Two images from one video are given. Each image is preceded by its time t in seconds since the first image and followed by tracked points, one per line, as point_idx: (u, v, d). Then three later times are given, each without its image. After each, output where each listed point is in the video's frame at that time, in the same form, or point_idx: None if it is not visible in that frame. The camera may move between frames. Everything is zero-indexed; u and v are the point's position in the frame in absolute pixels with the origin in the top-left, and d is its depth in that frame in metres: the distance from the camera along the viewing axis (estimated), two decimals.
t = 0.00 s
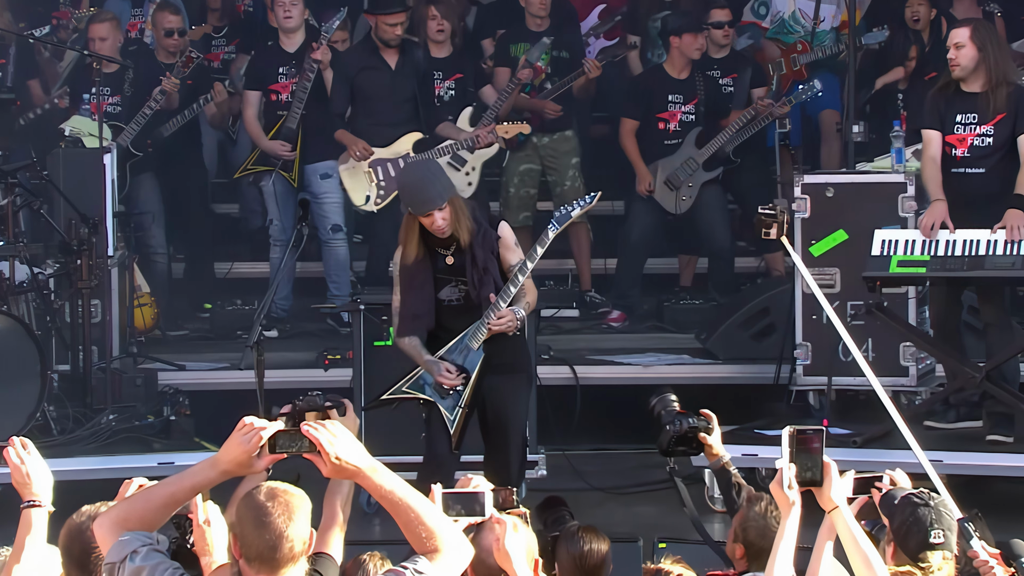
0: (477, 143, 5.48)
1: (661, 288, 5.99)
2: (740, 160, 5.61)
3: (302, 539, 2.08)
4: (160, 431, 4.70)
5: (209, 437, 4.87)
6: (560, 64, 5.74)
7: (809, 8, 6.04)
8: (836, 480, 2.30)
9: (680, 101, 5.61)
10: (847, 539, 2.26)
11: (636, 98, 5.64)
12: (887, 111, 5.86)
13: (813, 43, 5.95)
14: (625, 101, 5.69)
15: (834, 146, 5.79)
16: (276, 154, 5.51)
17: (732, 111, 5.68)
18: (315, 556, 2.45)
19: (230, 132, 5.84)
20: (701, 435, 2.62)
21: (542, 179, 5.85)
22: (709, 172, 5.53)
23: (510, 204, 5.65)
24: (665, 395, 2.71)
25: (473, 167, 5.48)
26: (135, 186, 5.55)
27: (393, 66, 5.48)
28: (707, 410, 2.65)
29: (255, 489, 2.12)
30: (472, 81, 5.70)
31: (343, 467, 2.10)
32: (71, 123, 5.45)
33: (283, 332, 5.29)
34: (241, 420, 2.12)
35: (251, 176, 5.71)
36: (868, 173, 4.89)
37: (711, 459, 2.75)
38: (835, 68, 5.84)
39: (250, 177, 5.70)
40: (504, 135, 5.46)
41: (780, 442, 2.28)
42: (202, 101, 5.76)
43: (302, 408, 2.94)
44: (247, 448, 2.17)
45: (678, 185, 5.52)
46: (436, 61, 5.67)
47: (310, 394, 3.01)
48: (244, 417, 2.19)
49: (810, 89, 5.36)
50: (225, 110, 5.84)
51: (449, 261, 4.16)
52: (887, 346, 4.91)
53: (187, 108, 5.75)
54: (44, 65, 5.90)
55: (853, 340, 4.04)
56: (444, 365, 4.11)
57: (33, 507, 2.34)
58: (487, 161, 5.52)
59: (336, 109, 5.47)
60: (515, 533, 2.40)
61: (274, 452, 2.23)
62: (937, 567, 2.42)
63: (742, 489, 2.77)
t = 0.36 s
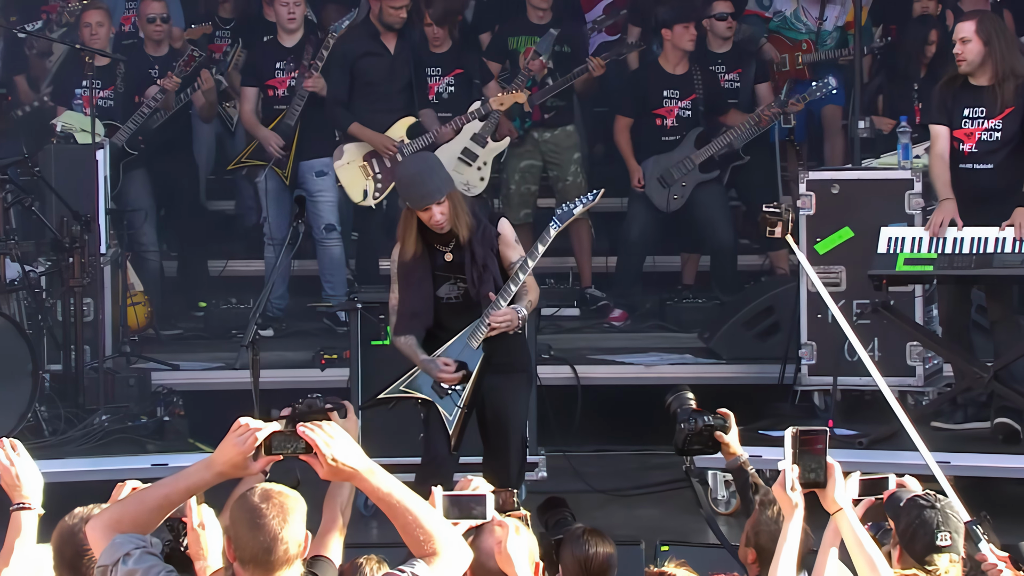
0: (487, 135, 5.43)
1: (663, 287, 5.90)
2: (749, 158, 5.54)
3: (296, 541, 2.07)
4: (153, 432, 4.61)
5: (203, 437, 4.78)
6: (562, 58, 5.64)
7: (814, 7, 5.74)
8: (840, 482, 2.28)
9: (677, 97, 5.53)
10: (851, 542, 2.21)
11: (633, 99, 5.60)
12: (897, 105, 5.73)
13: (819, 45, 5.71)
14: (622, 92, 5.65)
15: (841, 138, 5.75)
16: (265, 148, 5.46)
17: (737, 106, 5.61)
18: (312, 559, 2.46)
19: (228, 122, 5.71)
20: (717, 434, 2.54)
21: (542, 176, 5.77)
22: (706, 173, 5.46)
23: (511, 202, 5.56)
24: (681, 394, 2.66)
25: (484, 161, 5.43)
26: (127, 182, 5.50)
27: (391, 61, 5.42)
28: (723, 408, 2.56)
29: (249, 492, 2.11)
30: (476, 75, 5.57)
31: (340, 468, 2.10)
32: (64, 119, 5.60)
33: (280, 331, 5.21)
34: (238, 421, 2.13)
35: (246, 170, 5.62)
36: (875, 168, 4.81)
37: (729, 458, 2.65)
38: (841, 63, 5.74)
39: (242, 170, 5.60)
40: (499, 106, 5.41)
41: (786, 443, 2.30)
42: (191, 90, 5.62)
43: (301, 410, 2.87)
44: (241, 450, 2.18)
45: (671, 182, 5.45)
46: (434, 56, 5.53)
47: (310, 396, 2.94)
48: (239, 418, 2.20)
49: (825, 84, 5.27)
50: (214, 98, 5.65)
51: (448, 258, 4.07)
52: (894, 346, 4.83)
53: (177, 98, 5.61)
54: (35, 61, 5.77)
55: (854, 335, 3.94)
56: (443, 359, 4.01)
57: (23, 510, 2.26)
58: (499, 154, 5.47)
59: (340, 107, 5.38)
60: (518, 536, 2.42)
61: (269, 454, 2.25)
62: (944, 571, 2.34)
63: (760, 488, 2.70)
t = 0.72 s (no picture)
0: (485, 137, 5.39)
1: (665, 286, 5.82)
2: (757, 156, 5.46)
3: (291, 544, 2.05)
4: (147, 433, 4.53)
5: (197, 439, 4.70)
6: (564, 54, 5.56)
7: None
8: (843, 485, 2.25)
9: (670, 100, 5.47)
10: (856, 548, 2.20)
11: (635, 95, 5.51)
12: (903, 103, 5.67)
13: (821, 37, 5.67)
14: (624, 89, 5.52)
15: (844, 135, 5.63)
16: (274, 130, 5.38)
17: (743, 103, 5.50)
18: (311, 563, 2.46)
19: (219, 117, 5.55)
20: (723, 432, 2.45)
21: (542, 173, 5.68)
22: (701, 173, 5.38)
23: (511, 198, 5.48)
24: (687, 393, 2.59)
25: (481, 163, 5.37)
26: (121, 177, 5.38)
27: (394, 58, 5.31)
28: (731, 407, 2.48)
29: (244, 492, 2.09)
30: (476, 74, 5.49)
31: (337, 472, 2.07)
32: (55, 114, 5.46)
33: (275, 331, 5.12)
34: (231, 424, 2.13)
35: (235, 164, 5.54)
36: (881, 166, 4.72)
37: (737, 458, 2.61)
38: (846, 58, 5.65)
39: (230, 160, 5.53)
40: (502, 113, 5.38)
41: (788, 444, 2.26)
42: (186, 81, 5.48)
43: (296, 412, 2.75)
44: (234, 452, 2.18)
45: (666, 182, 5.37)
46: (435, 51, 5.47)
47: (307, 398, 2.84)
48: (233, 420, 2.21)
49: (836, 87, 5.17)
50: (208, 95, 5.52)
51: (446, 256, 3.99)
52: (900, 345, 4.74)
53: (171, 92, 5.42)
54: (28, 56, 5.69)
55: (860, 334, 3.84)
56: (441, 358, 3.93)
57: (12, 512, 2.19)
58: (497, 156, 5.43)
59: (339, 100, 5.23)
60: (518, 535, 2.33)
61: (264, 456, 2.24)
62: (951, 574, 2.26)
63: (765, 489, 2.64)
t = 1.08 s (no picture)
0: (484, 135, 5.21)
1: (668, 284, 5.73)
2: (761, 152, 5.35)
3: (284, 549, 1.97)
4: (139, 435, 4.44)
5: (192, 440, 4.62)
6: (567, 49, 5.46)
7: None
8: (850, 489, 2.18)
9: (676, 90, 5.38)
10: (861, 551, 2.14)
11: (636, 89, 5.38)
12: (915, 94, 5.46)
13: (825, 26, 5.55)
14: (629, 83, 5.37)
15: (849, 130, 5.48)
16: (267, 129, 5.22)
17: (746, 98, 5.39)
18: (307, 569, 2.40)
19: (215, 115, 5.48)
20: (710, 420, 2.42)
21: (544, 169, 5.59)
22: (705, 166, 5.32)
23: (511, 195, 5.40)
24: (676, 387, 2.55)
25: (478, 160, 5.19)
26: (108, 176, 5.31)
27: (385, 50, 5.18)
28: (719, 398, 2.45)
29: (236, 496, 2.02)
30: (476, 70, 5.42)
31: (331, 474, 2.03)
32: (46, 109, 5.31)
33: (270, 330, 5.03)
34: (226, 424, 2.08)
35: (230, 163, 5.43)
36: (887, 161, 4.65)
37: (728, 454, 2.58)
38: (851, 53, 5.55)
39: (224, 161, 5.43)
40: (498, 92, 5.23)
41: (790, 445, 2.20)
42: (182, 82, 5.39)
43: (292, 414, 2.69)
44: (228, 454, 2.13)
45: (672, 176, 5.32)
46: (431, 48, 5.43)
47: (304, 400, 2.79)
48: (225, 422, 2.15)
49: (841, 81, 5.17)
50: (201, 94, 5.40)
51: (444, 255, 3.91)
52: (907, 345, 4.65)
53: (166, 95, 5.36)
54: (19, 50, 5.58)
55: (864, 330, 3.73)
56: (440, 365, 3.85)
57: None
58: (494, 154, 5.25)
59: (334, 97, 5.11)
60: (512, 534, 2.34)
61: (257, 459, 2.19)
62: None
63: (759, 485, 2.60)
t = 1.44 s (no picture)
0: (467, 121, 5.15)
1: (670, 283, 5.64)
2: (764, 149, 5.28)
3: (280, 554, 1.98)
4: (131, 436, 4.35)
5: (185, 442, 4.53)
6: (569, 43, 5.36)
7: None
8: (855, 490, 2.16)
9: (682, 84, 5.27)
10: (867, 554, 2.08)
11: (640, 79, 5.25)
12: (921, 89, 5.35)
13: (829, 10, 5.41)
14: (633, 78, 5.25)
15: (855, 125, 5.43)
16: (264, 118, 5.15)
17: (752, 93, 5.31)
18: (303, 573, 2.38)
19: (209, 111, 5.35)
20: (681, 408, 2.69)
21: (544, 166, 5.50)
22: (709, 162, 5.23)
23: (513, 192, 5.31)
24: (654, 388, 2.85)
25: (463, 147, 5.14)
26: (98, 174, 5.15)
27: (382, 44, 5.12)
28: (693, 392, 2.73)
29: (231, 500, 2.03)
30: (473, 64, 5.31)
31: (328, 477, 1.95)
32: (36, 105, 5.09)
33: (265, 330, 4.94)
34: (219, 426, 2.07)
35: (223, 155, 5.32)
36: (895, 157, 4.55)
37: (704, 444, 2.73)
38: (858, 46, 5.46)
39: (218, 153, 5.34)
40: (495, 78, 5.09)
41: (795, 447, 2.18)
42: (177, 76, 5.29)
43: (289, 417, 2.68)
44: (222, 457, 2.11)
45: (674, 173, 5.20)
46: (424, 41, 5.29)
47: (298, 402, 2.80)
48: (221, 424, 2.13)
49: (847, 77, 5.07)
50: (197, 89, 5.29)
51: (441, 253, 3.82)
52: (915, 345, 4.56)
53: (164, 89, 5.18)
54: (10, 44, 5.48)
55: (872, 327, 3.60)
56: (435, 358, 3.78)
57: None
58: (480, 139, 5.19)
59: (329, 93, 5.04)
60: (510, 540, 2.26)
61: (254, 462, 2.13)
62: None
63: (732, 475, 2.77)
